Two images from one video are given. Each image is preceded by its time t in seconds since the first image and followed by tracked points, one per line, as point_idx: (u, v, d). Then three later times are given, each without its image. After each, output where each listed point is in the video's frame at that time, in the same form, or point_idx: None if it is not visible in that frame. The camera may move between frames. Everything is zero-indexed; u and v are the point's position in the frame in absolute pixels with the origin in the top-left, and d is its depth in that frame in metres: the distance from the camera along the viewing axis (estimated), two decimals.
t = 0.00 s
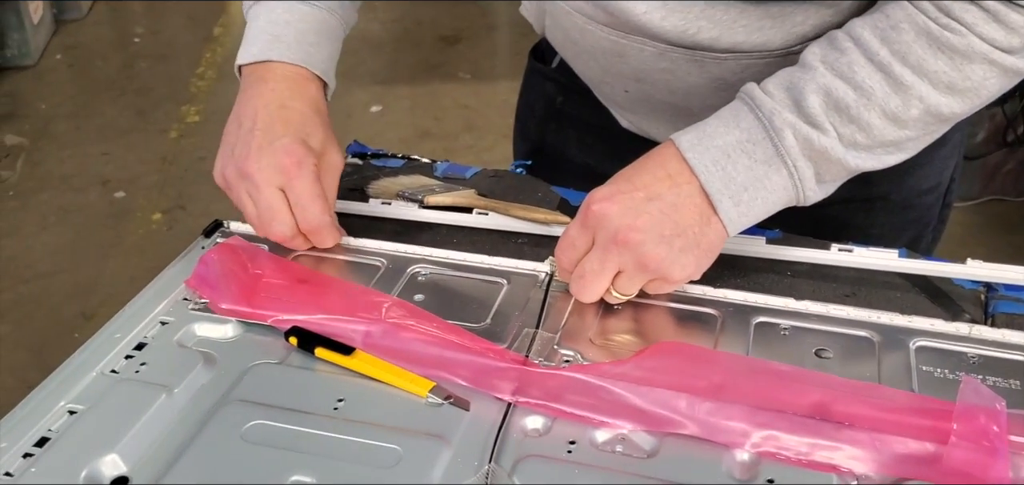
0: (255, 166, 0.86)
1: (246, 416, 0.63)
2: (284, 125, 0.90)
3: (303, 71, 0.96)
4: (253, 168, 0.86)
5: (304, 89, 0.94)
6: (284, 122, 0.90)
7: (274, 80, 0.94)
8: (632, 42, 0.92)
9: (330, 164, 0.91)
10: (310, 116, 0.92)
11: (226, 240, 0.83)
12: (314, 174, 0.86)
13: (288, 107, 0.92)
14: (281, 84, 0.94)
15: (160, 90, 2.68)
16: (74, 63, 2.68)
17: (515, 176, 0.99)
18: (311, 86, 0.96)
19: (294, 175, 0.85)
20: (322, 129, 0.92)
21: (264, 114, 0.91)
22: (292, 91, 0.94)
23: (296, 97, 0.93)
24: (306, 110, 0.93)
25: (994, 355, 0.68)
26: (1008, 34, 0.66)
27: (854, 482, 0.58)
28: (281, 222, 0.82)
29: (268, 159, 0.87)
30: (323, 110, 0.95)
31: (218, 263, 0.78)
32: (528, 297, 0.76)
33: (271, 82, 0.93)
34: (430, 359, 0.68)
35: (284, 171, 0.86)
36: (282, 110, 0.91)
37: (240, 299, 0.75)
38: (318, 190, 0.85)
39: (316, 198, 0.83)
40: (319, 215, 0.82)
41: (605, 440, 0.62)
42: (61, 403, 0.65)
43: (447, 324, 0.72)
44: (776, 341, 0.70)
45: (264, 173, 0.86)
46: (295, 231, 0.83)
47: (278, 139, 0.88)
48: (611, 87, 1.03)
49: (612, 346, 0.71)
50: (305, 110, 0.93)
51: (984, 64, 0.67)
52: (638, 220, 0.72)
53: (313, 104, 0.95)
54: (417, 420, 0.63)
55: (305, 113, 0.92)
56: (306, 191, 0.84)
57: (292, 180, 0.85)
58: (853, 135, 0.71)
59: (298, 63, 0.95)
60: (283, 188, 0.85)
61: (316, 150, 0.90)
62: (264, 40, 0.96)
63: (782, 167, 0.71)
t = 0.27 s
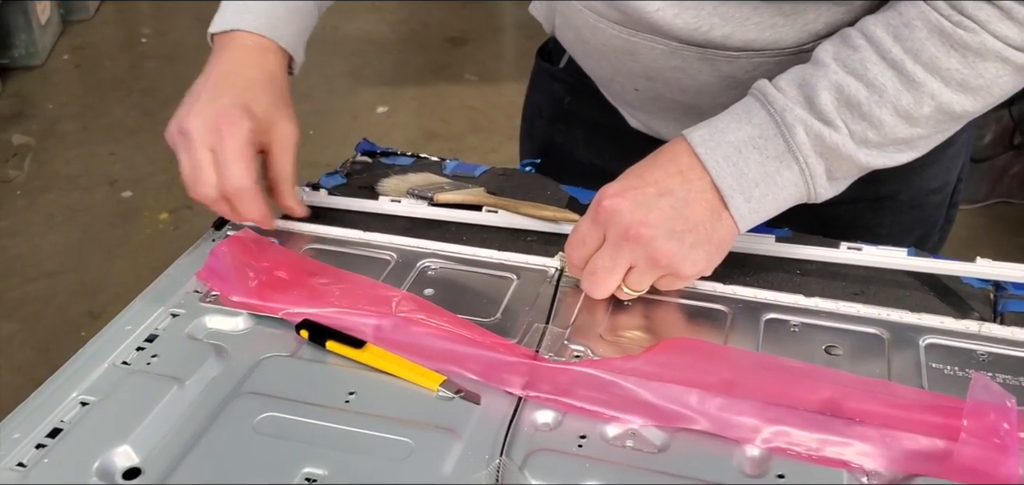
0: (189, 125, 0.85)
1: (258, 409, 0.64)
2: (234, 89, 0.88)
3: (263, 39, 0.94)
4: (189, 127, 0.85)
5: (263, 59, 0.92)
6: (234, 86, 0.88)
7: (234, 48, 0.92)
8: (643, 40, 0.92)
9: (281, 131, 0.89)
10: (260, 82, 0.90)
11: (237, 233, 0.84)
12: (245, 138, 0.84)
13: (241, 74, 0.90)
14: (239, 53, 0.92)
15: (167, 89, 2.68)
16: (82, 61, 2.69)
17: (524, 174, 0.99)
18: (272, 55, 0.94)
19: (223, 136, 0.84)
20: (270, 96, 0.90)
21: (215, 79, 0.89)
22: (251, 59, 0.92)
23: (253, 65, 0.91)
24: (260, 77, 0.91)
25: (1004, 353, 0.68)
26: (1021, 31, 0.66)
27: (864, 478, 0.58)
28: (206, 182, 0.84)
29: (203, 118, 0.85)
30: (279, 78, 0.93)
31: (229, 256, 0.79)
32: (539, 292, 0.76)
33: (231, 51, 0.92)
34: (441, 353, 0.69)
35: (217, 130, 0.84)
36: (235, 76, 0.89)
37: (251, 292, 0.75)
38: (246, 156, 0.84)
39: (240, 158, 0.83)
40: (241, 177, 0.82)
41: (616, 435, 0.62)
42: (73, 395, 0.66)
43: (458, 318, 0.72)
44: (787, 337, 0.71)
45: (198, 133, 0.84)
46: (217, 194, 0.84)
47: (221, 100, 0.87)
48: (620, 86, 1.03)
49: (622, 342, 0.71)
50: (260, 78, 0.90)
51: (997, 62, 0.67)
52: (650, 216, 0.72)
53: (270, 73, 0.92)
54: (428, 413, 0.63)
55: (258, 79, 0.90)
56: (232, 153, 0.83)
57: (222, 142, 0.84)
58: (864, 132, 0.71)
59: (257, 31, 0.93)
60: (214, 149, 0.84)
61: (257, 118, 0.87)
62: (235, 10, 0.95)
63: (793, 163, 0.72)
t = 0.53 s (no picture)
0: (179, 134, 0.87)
1: (264, 414, 0.64)
2: (222, 99, 0.90)
3: (253, 45, 0.95)
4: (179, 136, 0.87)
5: (253, 67, 0.94)
6: (222, 95, 0.90)
7: (223, 55, 0.93)
8: (647, 47, 0.92)
9: (262, 140, 0.93)
10: (247, 93, 0.92)
11: (244, 239, 0.84)
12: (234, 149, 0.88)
13: (227, 81, 0.91)
14: (229, 60, 0.93)
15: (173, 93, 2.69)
16: (88, 64, 2.69)
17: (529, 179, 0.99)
18: (262, 61, 0.95)
19: (213, 147, 0.87)
20: (258, 106, 0.92)
21: (202, 86, 0.91)
22: (240, 67, 0.93)
23: (241, 73, 0.93)
24: (246, 85, 0.92)
25: (1010, 360, 0.68)
26: None
27: None
28: (195, 192, 0.86)
29: (192, 128, 0.88)
30: (268, 86, 0.95)
31: (236, 261, 0.79)
32: (544, 298, 0.77)
33: (218, 56, 0.93)
34: (447, 359, 0.69)
35: (206, 141, 0.87)
36: (222, 85, 0.91)
37: (258, 297, 0.75)
38: (235, 167, 0.87)
39: (230, 169, 0.86)
40: (231, 189, 0.85)
41: (621, 441, 0.62)
42: (80, 400, 0.66)
43: (463, 324, 0.72)
44: (791, 344, 0.71)
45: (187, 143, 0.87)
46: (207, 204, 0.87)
47: (210, 109, 0.89)
48: (625, 92, 1.03)
49: (627, 348, 0.71)
50: (247, 86, 0.92)
51: (1000, 71, 0.67)
52: (655, 224, 0.72)
53: (258, 80, 0.94)
54: (433, 419, 0.63)
55: (244, 89, 0.92)
56: (223, 164, 0.86)
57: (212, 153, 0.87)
58: (868, 141, 0.71)
59: (248, 38, 0.95)
60: (203, 158, 0.87)
61: (244, 129, 0.90)
62: (226, 12, 0.96)
63: (797, 172, 0.72)
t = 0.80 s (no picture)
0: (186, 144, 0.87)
1: (265, 415, 0.64)
2: (228, 110, 0.90)
3: (260, 59, 0.95)
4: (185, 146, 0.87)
5: (257, 79, 0.94)
6: (227, 106, 0.91)
7: (228, 66, 0.94)
8: (647, 50, 0.92)
9: (265, 152, 0.93)
10: (253, 105, 0.92)
11: (245, 241, 0.84)
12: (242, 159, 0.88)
13: (233, 92, 0.92)
14: (233, 71, 0.93)
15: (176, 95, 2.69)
16: (91, 67, 2.70)
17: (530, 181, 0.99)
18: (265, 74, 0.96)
19: (222, 157, 0.87)
20: (262, 117, 0.93)
21: (207, 97, 0.91)
22: (244, 79, 0.94)
23: (246, 85, 0.93)
24: (250, 97, 0.93)
25: (1009, 361, 0.68)
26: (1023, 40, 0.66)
27: None
28: (202, 200, 0.85)
29: (200, 137, 0.87)
30: (271, 98, 0.96)
31: (238, 263, 0.79)
32: (544, 299, 0.77)
33: (227, 68, 0.93)
34: (447, 360, 0.69)
35: (215, 151, 0.87)
36: (227, 97, 0.91)
37: (259, 299, 0.75)
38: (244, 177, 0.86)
39: (240, 179, 0.86)
40: (242, 198, 0.85)
41: (621, 443, 0.62)
42: (81, 402, 0.66)
43: (463, 326, 0.73)
44: (791, 345, 0.71)
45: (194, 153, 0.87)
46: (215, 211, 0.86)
47: (216, 120, 0.89)
48: (625, 94, 1.03)
49: (627, 350, 0.71)
50: (251, 98, 0.93)
51: (1000, 70, 0.67)
52: (655, 225, 0.73)
53: (261, 93, 0.95)
54: (434, 421, 0.63)
55: (249, 100, 0.93)
56: (233, 173, 0.86)
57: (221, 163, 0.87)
58: (869, 141, 0.71)
59: (256, 52, 0.95)
60: (211, 167, 0.87)
61: (250, 139, 0.91)
62: (228, 23, 0.96)
63: (798, 173, 0.72)
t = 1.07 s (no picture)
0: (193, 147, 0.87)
1: (268, 416, 0.64)
2: (233, 113, 0.90)
3: (264, 62, 0.96)
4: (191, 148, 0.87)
5: (262, 83, 0.95)
6: (233, 110, 0.91)
7: (232, 69, 0.94)
8: (648, 50, 0.92)
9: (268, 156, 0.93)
10: (258, 108, 0.93)
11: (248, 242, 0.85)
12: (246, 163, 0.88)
13: (238, 96, 0.92)
14: (238, 74, 0.94)
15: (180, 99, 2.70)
16: (95, 72, 2.70)
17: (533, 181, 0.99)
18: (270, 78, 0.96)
19: (227, 160, 0.87)
20: (267, 121, 0.93)
21: (212, 99, 0.91)
22: (248, 82, 0.94)
23: (250, 88, 0.94)
24: (254, 101, 0.93)
25: (1012, 358, 0.68)
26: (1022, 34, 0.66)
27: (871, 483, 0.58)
28: (205, 202, 0.85)
29: (206, 139, 0.88)
30: (275, 102, 0.96)
31: (240, 264, 0.80)
32: (546, 299, 0.77)
33: (230, 70, 0.94)
34: (449, 360, 0.69)
35: (221, 154, 0.87)
36: (232, 100, 0.91)
37: (261, 300, 0.76)
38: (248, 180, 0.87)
39: (244, 182, 0.86)
40: (243, 202, 0.85)
41: (623, 441, 0.62)
42: (85, 403, 0.66)
43: (465, 325, 0.73)
44: (794, 344, 0.71)
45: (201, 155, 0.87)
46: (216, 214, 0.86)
47: (221, 123, 0.89)
48: (627, 94, 1.03)
49: (629, 349, 0.71)
50: (256, 102, 0.93)
51: (1000, 65, 0.67)
52: (653, 220, 0.72)
53: (265, 96, 0.95)
54: (436, 420, 0.63)
55: (254, 104, 0.93)
56: (238, 176, 0.86)
57: (226, 166, 0.87)
58: (869, 136, 0.71)
59: (260, 55, 0.95)
60: (215, 170, 0.87)
61: (255, 142, 0.91)
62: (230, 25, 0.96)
63: (797, 168, 0.72)
